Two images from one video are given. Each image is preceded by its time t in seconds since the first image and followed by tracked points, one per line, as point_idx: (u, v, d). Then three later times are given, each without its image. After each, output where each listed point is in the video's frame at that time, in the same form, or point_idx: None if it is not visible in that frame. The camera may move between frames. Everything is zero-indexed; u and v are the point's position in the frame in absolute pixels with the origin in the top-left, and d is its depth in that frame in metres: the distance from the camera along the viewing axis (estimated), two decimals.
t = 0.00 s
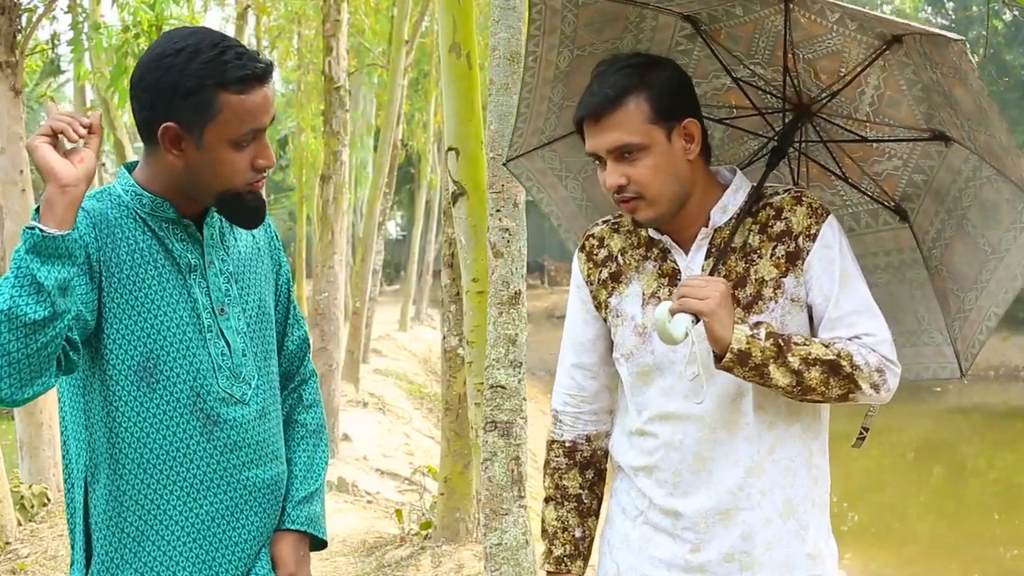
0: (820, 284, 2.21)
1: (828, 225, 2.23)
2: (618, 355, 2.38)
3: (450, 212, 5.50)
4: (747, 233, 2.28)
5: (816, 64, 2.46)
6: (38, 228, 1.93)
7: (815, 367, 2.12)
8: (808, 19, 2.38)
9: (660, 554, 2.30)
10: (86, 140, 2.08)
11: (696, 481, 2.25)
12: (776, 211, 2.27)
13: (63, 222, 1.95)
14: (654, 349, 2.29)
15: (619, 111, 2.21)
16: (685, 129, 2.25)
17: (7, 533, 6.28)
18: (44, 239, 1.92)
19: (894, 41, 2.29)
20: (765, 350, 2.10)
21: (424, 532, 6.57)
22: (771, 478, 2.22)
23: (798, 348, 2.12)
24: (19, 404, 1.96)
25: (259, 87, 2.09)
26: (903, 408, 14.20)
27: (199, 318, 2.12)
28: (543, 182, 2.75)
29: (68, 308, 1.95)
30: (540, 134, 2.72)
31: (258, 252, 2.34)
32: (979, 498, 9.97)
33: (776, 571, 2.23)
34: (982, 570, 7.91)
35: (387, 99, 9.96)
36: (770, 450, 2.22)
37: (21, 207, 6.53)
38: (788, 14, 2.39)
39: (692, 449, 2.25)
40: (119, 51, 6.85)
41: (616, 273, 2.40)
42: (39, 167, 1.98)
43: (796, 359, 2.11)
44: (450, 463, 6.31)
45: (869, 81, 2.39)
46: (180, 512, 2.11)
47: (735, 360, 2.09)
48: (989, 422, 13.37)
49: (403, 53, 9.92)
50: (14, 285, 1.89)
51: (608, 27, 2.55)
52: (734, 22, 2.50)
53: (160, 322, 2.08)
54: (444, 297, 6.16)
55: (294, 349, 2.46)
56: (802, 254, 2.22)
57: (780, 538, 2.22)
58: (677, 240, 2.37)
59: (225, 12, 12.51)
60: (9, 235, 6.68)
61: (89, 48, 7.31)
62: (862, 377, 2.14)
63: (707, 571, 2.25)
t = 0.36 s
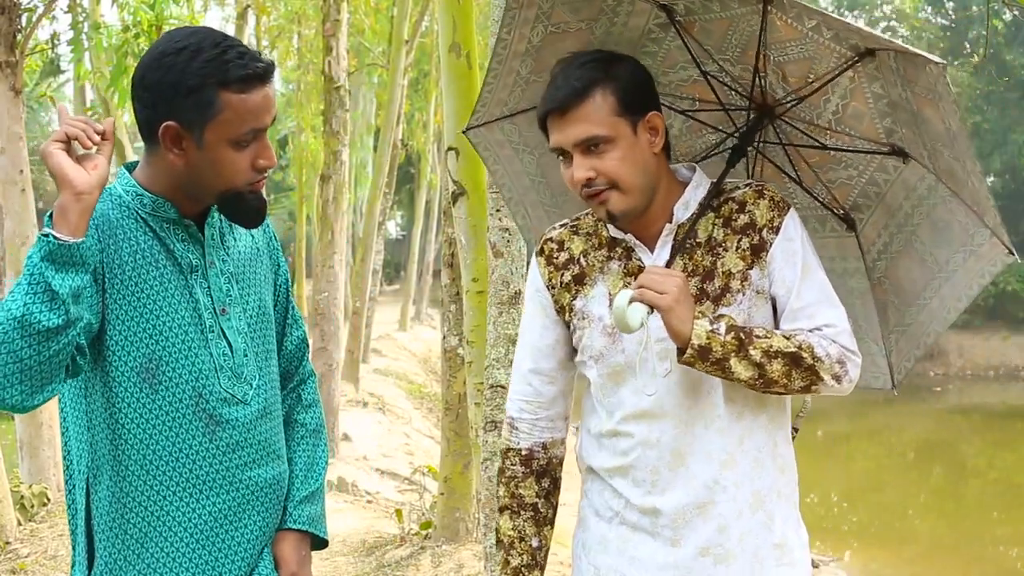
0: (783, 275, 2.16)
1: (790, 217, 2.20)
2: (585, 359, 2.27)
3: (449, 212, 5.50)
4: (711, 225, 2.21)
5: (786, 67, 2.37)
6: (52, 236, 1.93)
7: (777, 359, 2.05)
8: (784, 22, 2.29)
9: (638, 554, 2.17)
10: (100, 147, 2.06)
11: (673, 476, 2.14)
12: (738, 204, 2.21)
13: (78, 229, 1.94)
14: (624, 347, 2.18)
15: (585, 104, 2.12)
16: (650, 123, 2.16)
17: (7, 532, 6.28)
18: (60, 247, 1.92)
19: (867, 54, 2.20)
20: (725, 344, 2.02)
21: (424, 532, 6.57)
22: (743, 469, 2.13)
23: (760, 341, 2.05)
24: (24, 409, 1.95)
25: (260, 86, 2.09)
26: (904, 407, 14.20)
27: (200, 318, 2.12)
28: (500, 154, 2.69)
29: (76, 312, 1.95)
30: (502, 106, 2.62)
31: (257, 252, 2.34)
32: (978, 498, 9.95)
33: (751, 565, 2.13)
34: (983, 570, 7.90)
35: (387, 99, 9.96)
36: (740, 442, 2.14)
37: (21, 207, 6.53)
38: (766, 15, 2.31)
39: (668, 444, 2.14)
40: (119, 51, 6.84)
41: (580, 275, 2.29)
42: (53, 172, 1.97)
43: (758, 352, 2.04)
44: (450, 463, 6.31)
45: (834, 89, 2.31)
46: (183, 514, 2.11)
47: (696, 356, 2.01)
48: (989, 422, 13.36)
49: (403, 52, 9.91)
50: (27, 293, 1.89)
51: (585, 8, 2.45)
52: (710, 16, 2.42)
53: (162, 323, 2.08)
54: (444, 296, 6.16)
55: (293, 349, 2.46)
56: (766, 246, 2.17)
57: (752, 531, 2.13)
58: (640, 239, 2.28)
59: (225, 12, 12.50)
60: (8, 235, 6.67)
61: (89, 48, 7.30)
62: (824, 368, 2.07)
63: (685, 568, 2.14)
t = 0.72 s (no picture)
0: (783, 274, 2.20)
1: (788, 218, 2.24)
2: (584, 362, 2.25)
3: (449, 212, 5.51)
4: (711, 226, 2.23)
5: (785, 72, 2.35)
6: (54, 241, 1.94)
7: (783, 361, 2.09)
8: (797, 31, 2.21)
9: (646, 554, 2.18)
10: (104, 153, 2.06)
11: (681, 476, 2.15)
12: (739, 204, 2.24)
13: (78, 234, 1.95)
14: (630, 351, 2.17)
15: (585, 106, 2.14)
16: (649, 130, 2.18)
17: (7, 532, 6.28)
18: (62, 254, 1.93)
19: (875, 78, 2.21)
20: (733, 349, 2.05)
21: (424, 532, 6.57)
22: (749, 468, 2.16)
23: (765, 344, 2.09)
24: (23, 411, 1.96)
25: (260, 86, 2.08)
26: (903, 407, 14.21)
27: (201, 319, 2.12)
28: (481, 113, 2.61)
29: (77, 315, 1.96)
30: (495, 68, 2.49)
31: (259, 252, 2.34)
32: (978, 498, 9.96)
33: (760, 562, 2.15)
34: (983, 570, 7.90)
35: (387, 99, 9.95)
36: (746, 441, 2.17)
37: (21, 207, 6.54)
38: (782, 22, 2.21)
39: (675, 445, 2.14)
40: (119, 50, 6.84)
41: (579, 280, 2.26)
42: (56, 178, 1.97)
43: (764, 355, 2.08)
44: (450, 463, 6.32)
45: (830, 102, 2.33)
46: (182, 514, 2.11)
47: (705, 362, 2.04)
48: (989, 422, 13.37)
49: (403, 52, 9.91)
50: (28, 298, 1.90)
51: None
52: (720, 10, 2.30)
53: (163, 324, 2.08)
54: (444, 296, 6.16)
55: (295, 350, 2.46)
56: (767, 246, 2.21)
57: (760, 529, 2.15)
58: (640, 241, 2.28)
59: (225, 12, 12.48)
60: (9, 235, 6.66)
61: (89, 48, 7.29)
62: (826, 368, 2.12)
63: (694, 567, 2.15)
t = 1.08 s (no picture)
0: (844, 283, 2.26)
1: (853, 228, 2.31)
2: (627, 338, 2.28)
3: (450, 212, 5.52)
4: (778, 227, 2.30)
5: (869, 99, 2.60)
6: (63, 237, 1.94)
7: (839, 363, 2.13)
8: (895, 60, 2.51)
9: (676, 550, 2.23)
10: (117, 158, 2.05)
11: (721, 471, 2.20)
12: (807, 209, 2.32)
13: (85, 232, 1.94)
14: (681, 336, 2.22)
15: (684, 72, 2.24)
16: (738, 114, 2.26)
17: (7, 533, 6.28)
18: (68, 255, 1.94)
19: (956, 123, 2.49)
20: (795, 343, 2.09)
21: (424, 532, 6.56)
22: (790, 470, 2.22)
23: (824, 344, 2.13)
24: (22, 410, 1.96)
25: (259, 84, 2.09)
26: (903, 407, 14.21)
27: (200, 319, 2.12)
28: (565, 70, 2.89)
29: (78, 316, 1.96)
30: (590, 30, 2.79)
31: (261, 251, 2.34)
32: (977, 497, 9.97)
33: (790, 564, 2.21)
34: (982, 570, 7.90)
35: (387, 99, 9.94)
36: (790, 443, 2.22)
37: (21, 207, 6.54)
38: (884, 47, 2.50)
39: (716, 438, 2.19)
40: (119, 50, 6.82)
41: (639, 258, 2.30)
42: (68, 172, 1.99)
43: (822, 354, 2.12)
44: (450, 462, 6.31)
45: (906, 137, 2.57)
46: (183, 513, 2.11)
47: (767, 351, 2.07)
48: (988, 422, 13.37)
49: (403, 52, 9.90)
50: (31, 299, 1.90)
51: None
52: (825, 24, 2.55)
53: (163, 324, 2.08)
54: (444, 296, 6.17)
55: (297, 349, 2.47)
56: (830, 253, 2.27)
57: (794, 532, 2.21)
58: (707, 229, 2.34)
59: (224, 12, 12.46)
60: (9, 236, 6.65)
61: (89, 48, 7.29)
62: (878, 378, 2.17)
63: (728, 566, 2.20)
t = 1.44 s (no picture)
0: (947, 291, 2.26)
1: (960, 241, 2.30)
2: (722, 318, 2.32)
3: (450, 212, 5.53)
4: (885, 231, 2.31)
5: (977, 115, 2.56)
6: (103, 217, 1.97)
7: (944, 366, 2.10)
8: (1006, 76, 2.50)
9: (746, 545, 2.29)
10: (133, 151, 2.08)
11: (793, 461, 2.24)
12: (914, 216, 2.33)
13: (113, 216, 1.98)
14: (771, 321, 2.25)
15: (807, 72, 2.26)
16: (858, 116, 2.27)
17: (7, 533, 6.28)
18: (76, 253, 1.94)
19: None
20: (905, 341, 2.07)
21: (424, 532, 6.55)
22: (872, 472, 2.26)
23: (931, 345, 2.11)
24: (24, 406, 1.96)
25: (259, 84, 2.10)
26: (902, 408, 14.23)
27: (199, 319, 2.11)
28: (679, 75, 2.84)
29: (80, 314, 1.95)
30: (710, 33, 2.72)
31: (260, 251, 2.34)
32: (977, 498, 9.99)
33: (864, 565, 2.26)
34: (982, 570, 7.90)
35: (387, 99, 9.95)
36: (875, 445, 2.26)
37: (22, 207, 6.54)
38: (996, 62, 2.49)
39: (792, 428, 2.23)
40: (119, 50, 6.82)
41: (744, 240, 2.35)
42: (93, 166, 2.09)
43: (930, 355, 2.09)
44: (450, 463, 6.31)
45: (1012, 153, 2.56)
46: (181, 512, 2.11)
47: (877, 345, 2.06)
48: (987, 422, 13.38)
49: (403, 52, 9.90)
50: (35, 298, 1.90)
51: None
52: (937, 38, 2.53)
53: (162, 323, 2.08)
54: (445, 296, 6.19)
55: (295, 350, 2.47)
56: (934, 261, 2.27)
57: (871, 534, 2.26)
58: (814, 221, 2.35)
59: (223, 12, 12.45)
60: (9, 236, 6.64)
61: (89, 48, 7.29)
62: (979, 387, 2.14)
63: (799, 560, 2.26)
